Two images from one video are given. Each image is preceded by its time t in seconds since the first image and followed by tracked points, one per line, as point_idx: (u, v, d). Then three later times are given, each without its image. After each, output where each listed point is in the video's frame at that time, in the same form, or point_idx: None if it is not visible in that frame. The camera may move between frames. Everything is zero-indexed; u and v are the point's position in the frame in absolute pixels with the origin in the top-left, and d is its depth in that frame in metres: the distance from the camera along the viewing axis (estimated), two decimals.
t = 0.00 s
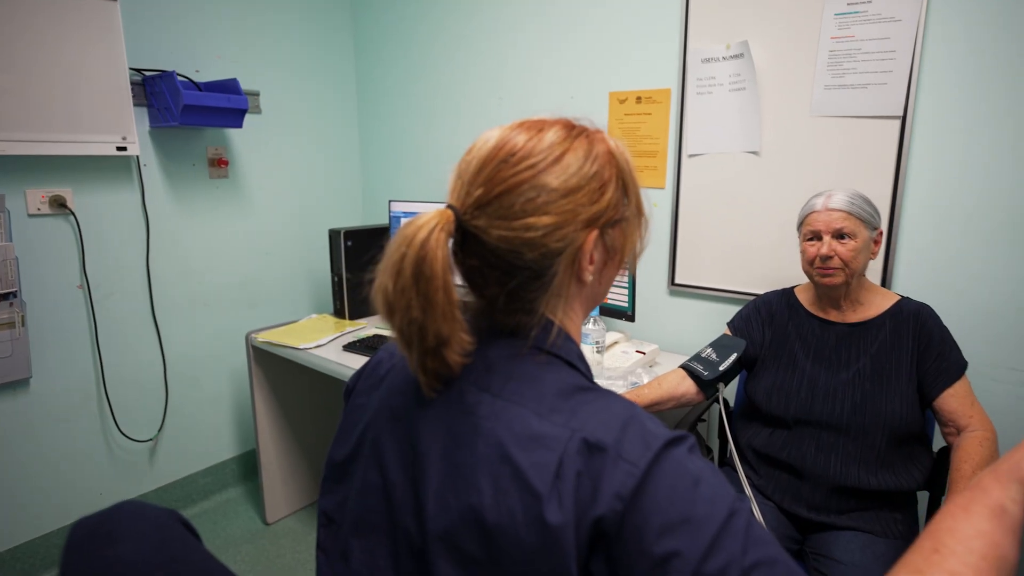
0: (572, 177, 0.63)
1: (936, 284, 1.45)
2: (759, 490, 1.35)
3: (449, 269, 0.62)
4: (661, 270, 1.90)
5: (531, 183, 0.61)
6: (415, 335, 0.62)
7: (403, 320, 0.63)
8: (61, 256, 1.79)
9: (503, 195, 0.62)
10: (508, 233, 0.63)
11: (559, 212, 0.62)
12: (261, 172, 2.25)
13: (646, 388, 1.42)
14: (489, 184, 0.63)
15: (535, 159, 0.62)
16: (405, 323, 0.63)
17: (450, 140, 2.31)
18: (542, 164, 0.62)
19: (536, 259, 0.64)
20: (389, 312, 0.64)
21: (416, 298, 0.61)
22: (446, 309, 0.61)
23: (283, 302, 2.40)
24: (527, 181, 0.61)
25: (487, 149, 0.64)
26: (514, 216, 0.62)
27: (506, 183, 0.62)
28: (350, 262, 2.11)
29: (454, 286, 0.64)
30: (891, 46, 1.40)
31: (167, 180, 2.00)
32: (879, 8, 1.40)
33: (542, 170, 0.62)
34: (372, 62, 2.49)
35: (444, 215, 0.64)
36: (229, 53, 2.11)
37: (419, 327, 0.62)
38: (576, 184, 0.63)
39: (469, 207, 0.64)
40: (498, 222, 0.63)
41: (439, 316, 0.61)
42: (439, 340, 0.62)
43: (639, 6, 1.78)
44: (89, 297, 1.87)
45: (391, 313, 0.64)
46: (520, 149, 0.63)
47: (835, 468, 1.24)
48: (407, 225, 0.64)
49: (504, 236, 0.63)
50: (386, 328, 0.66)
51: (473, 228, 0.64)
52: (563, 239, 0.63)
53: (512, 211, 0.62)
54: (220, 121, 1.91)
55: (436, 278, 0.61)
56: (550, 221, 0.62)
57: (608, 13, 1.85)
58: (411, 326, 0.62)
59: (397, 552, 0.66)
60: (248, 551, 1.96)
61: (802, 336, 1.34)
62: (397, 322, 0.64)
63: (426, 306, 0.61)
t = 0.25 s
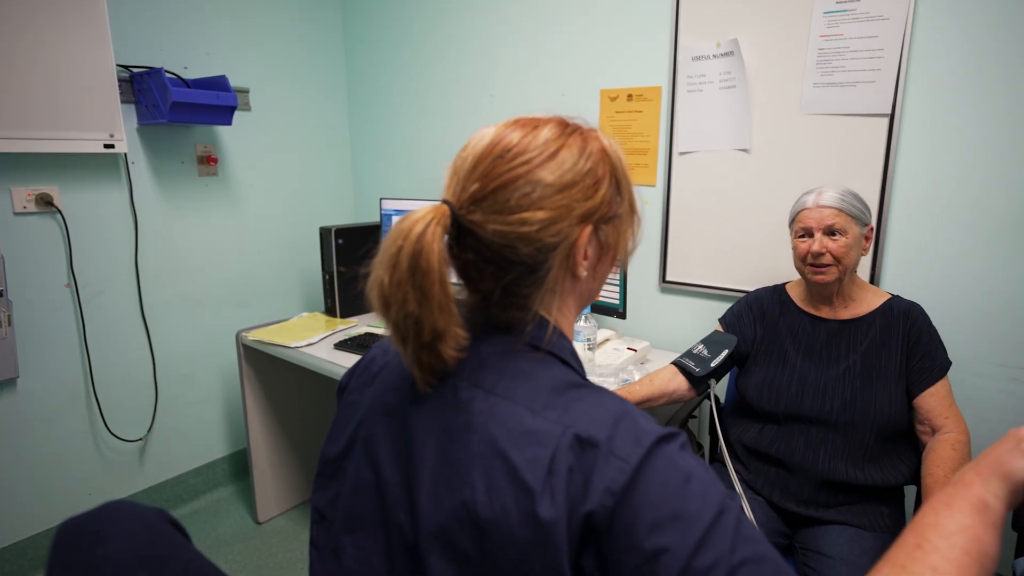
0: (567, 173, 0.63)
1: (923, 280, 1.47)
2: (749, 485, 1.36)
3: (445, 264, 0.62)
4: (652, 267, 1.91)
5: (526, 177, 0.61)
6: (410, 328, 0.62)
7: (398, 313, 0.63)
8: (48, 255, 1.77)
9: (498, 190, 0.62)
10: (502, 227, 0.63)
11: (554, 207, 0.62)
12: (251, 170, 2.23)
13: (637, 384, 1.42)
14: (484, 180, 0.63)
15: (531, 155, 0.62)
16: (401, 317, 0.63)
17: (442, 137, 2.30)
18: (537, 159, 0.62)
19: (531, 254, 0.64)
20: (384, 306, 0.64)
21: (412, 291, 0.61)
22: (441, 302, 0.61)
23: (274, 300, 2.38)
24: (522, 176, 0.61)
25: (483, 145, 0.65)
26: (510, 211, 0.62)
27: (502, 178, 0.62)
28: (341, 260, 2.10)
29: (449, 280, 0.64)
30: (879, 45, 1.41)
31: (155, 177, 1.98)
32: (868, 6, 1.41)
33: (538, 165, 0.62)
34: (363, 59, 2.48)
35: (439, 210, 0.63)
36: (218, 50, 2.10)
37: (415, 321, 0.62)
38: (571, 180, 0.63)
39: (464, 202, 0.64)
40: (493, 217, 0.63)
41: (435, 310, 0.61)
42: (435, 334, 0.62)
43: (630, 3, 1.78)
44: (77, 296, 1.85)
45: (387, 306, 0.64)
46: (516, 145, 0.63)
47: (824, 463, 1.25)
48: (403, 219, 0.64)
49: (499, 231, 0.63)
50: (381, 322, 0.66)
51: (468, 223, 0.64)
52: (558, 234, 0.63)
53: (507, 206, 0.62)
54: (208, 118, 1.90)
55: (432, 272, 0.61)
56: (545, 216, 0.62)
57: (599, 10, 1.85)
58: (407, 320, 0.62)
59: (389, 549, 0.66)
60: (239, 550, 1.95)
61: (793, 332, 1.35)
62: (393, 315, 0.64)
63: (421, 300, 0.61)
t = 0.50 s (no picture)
0: (558, 173, 0.63)
1: (913, 278, 1.48)
2: (741, 482, 1.37)
3: (438, 264, 0.62)
4: (645, 266, 1.91)
5: (518, 178, 0.62)
6: (404, 328, 0.62)
7: (392, 313, 0.63)
8: (36, 254, 1.76)
9: (490, 190, 0.62)
10: (495, 227, 0.63)
11: (546, 207, 0.62)
12: (242, 169, 2.22)
13: (630, 383, 1.43)
14: (476, 180, 0.63)
15: (522, 155, 0.62)
16: (394, 317, 0.63)
17: (434, 136, 2.30)
18: (529, 159, 0.62)
19: (524, 253, 0.64)
20: (377, 306, 0.64)
21: (405, 291, 0.61)
22: (434, 301, 0.61)
23: (266, 299, 2.37)
24: (514, 176, 0.62)
25: (475, 146, 0.65)
26: (502, 211, 0.62)
27: (494, 178, 0.62)
28: (333, 259, 2.09)
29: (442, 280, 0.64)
30: (869, 45, 1.42)
31: (146, 176, 1.96)
32: (858, 6, 1.42)
33: (529, 165, 0.62)
34: (354, 58, 2.47)
35: (432, 210, 0.64)
36: (209, 48, 2.08)
37: (408, 320, 0.62)
38: (562, 179, 0.63)
39: (457, 203, 0.64)
40: (485, 217, 0.63)
41: (428, 309, 0.61)
42: (428, 334, 0.62)
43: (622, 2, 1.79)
44: (67, 296, 1.83)
45: (380, 307, 0.63)
46: (507, 145, 0.63)
47: (815, 461, 1.26)
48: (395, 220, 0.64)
49: (492, 231, 0.63)
50: (375, 323, 0.66)
51: (461, 223, 0.64)
52: (550, 233, 0.63)
53: (500, 205, 0.62)
54: (199, 116, 1.89)
55: (425, 272, 0.60)
56: (538, 215, 0.62)
57: (591, 10, 1.85)
58: (401, 320, 0.62)
59: (382, 549, 0.66)
60: (231, 551, 1.94)
61: (786, 331, 1.36)
62: (386, 315, 0.63)
63: (415, 300, 0.61)
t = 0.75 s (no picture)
0: (554, 169, 0.63)
1: (905, 277, 1.49)
2: (734, 481, 1.37)
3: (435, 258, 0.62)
4: (639, 265, 1.92)
5: (513, 173, 0.62)
6: (400, 321, 0.62)
7: (388, 307, 0.62)
8: (26, 255, 1.74)
9: (486, 186, 0.62)
10: (491, 222, 0.63)
11: (542, 202, 0.62)
12: (235, 169, 2.21)
13: (624, 383, 1.43)
14: (472, 176, 0.63)
15: (517, 152, 0.63)
16: (391, 311, 0.62)
17: (428, 136, 2.30)
18: (524, 156, 0.62)
19: (519, 249, 0.64)
20: (374, 301, 0.64)
21: (402, 283, 0.61)
22: (431, 294, 0.61)
23: (259, 300, 2.36)
24: (509, 172, 0.62)
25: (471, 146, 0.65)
26: (497, 206, 0.62)
27: (489, 174, 0.62)
28: (327, 259, 2.08)
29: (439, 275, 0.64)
30: (861, 45, 1.43)
31: (137, 176, 1.95)
32: (849, 7, 1.42)
33: (525, 161, 0.62)
34: (348, 57, 2.46)
35: (428, 206, 0.64)
36: (200, 47, 2.07)
37: (405, 314, 0.61)
38: (557, 176, 0.63)
39: (452, 200, 0.65)
40: (481, 212, 0.63)
41: (425, 303, 0.61)
42: (424, 328, 0.62)
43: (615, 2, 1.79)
44: (57, 297, 1.82)
45: (377, 301, 0.63)
46: (502, 143, 0.64)
47: (808, 460, 1.27)
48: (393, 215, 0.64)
49: (487, 226, 0.63)
50: (371, 319, 0.66)
51: (457, 219, 0.64)
52: (545, 229, 0.63)
53: (495, 200, 0.62)
54: (191, 116, 1.87)
55: (422, 265, 0.60)
56: (533, 210, 0.62)
57: (584, 9, 1.85)
58: (397, 313, 0.62)
59: (376, 550, 0.66)
60: (225, 552, 1.93)
61: (779, 331, 1.36)
62: (383, 310, 0.63)
63: (411, 293, 0.61)
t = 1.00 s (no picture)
0: (547, 156, 0.64)
1: (896, 276, 1.50)
2: (727, 480, 1.38)
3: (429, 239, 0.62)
4: (632, 265, 1.92)
5: (507, 158, 0.62)
6: (394, 299, 0.61)
7: (381, 285, 0.62)
8: (16, 255, 1.73)
9: (480, 169, 0.63)
10: (484, 205, 0.63)
11: (535, 187, 0.63)
12: (227, 168, 2.20)
13: (617, 382, 1.43)
14: (466, 161, 0.64)
15: (511, 139, 0.64)
16: (384, 289, 0.62)
17: (422, 135, 2.29)
18: (517, 143, 0.63)
19: (512, 234, 0.64)
20: (368, 280, 0.63)
21: (396, 260, 0.60)
22: (425, 271, 0.61)
23: (252, 300, 2.35)
24: (503, 157, 0.62)
25: (466, 136, 0.66)
26: (491, 190, 0.62)
27: (483, 160, 0.63)
28: (320, 259, 2.08)
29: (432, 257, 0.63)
30: (852, 45, 1.44)
31: (129, 176, 1.94)
32: (841, 7, 1.43)
33: (518, 147, 0.63)
34: (341, 56, 2.45)
35: (422, 189, 0.64)
36: (193, 46, 2.06)
37: (398, 292, 0.61)
38: (550, 164, 0.64)
39: (446, 187, 0.65)
40: (475, 196, 0.63)
41: (418, 280, 0.60)
42: (418, 306, 0.61)
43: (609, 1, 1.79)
44: (48, 297, 1.81)
45: (370, 280, 0.63)
46: (495, 133, 0.65)
47: (799, 459, 1.27)
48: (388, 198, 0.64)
49: (481, 210, 0.63)
50: (364, 301, 0.65)
51: (451, 203, 0.64)
52: (538, 215, 0.63)
53: (489, 184, 0.62)
54: (183, 115, 1.87)
55: (416, 242, 0.60)
56: (526, 194, 0.62)
57: (578, 8, 1.85)
58: (390, 292, 0.61)
59: (368, 551, 0.66)
60: (218, 553, 1.93)
61: (771, 331, 1.37)
62: (376, 289, 0.63)
63: (405, 270, 0.60)
